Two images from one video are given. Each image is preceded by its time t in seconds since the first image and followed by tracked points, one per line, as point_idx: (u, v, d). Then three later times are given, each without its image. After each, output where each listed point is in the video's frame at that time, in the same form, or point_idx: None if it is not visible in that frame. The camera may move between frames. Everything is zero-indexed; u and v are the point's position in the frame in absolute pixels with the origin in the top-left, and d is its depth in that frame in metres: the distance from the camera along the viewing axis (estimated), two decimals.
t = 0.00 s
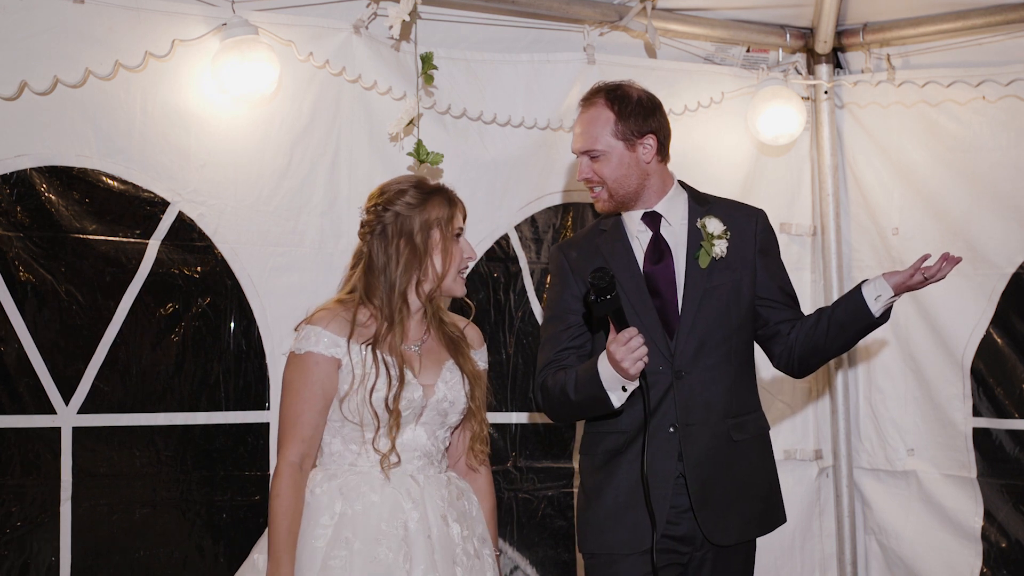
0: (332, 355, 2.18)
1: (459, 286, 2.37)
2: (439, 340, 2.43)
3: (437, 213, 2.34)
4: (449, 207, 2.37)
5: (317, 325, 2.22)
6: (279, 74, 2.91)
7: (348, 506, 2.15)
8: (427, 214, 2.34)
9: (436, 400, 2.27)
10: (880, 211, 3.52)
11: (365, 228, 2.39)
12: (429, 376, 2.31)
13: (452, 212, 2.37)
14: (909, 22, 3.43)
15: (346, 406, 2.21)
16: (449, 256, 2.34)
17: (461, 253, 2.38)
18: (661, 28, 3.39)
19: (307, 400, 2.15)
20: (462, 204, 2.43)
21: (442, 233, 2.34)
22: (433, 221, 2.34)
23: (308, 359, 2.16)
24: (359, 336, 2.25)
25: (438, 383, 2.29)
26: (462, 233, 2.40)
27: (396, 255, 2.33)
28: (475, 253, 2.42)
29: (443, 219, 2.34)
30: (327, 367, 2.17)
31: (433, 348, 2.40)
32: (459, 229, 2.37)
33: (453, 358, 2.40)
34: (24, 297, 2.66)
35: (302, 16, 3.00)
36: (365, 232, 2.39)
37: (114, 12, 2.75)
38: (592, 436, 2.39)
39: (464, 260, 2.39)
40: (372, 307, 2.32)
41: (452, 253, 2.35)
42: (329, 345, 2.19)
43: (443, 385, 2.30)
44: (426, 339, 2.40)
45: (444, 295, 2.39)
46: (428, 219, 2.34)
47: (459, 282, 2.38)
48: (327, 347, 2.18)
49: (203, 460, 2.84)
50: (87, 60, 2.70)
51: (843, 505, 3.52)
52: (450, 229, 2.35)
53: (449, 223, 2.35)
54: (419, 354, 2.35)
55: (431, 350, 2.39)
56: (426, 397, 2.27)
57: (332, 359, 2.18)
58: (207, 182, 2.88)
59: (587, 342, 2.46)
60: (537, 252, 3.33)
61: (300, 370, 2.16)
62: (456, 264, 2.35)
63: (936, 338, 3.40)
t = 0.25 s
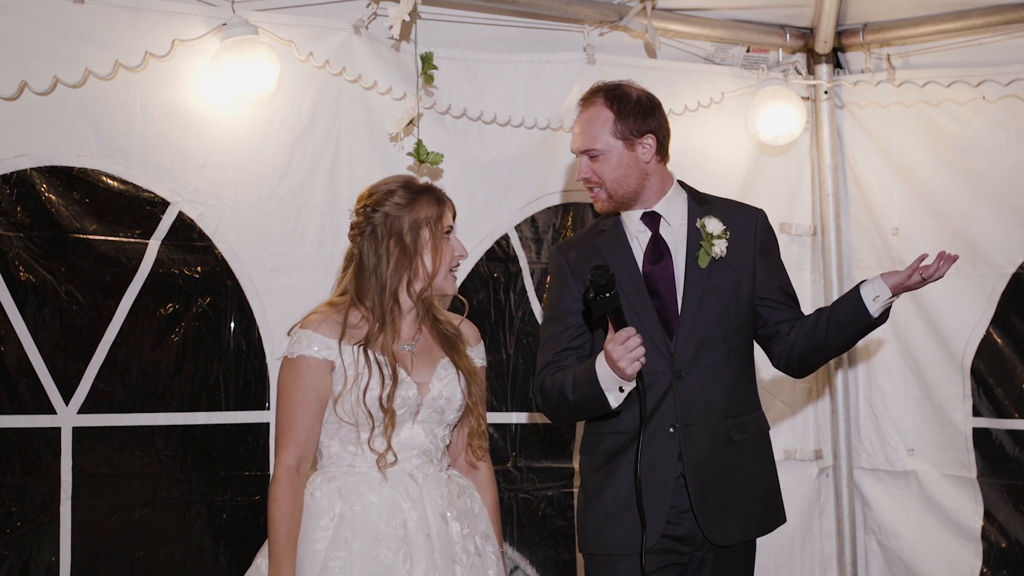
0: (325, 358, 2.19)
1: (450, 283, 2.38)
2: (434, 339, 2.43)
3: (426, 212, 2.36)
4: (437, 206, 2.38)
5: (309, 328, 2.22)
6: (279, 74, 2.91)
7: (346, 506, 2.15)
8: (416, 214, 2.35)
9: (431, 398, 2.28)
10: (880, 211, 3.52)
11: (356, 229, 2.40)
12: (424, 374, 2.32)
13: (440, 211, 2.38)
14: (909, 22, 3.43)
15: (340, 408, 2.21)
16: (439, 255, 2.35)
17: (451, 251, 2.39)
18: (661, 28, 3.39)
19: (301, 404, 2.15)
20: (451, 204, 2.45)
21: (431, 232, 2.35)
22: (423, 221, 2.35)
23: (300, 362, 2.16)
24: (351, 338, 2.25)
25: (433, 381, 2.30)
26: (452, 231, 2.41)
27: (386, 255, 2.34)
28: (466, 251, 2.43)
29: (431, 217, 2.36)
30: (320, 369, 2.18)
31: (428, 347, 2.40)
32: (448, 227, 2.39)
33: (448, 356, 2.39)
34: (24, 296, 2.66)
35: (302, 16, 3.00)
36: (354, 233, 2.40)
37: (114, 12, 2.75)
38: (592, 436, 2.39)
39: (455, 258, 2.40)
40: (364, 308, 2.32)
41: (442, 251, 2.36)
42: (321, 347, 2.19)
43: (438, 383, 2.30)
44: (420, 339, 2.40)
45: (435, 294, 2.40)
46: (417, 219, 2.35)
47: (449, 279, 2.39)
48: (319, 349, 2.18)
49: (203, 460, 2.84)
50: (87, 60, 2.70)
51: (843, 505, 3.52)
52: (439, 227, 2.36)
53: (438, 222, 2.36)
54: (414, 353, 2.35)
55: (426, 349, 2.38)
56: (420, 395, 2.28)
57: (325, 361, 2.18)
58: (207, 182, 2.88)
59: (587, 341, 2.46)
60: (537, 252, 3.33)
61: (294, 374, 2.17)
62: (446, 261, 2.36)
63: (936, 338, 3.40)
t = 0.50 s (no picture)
0: (322, 360, 2.19)
1: (447, 283, 2.37)
2: (432, 339, 2.42)
3: (422, 212, 2.35)
4: (433, 206, 2.37)
5: (305, 331, 2.22)
6: (279, 74, 2.90)
7: (345, 507, 2.15)
8: (411, 215, 2.34)
9: (429, 398, 2.27)
10: (880, 211, 3.52)
11: (351, 230, 2.39)
12: (422, 375, 2.32)
13: (436, 211, 2.37)
14: (909, 22, 3.43)
15: (338, 410, 2.21)
16: (435, 256, 2.35)
17: (447, 252, 2.39)
18: (661, 28, 3.39)
19: (298, 407, 2.15)
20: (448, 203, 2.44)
21: (427, 232, 2.35)
22: (418, 221, 2.35)
23: (297, 365, 2.16)
24: (348, 339, 2.25)
25: (430, 381, 2.30)
26: (448, 231, 2.41)
27: (382, 256, 2.34)
28: (461, 251, 2.43)
29: (428, 217, 2.35)
30: (317, 371, 2.18)
31: (425, 347, 2.40)
32: (445, 227, 2.38)
33: (445, 356, 2.39)
34: (24, 296, 2.66)
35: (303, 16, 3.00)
36: (350, 234, 2.40)
37: (114, 12, 2.74)
38: (592, 437, 2.39)
39: (451, 258, 2.39)
40: (360, 310, 2.32)
41: (438, 252, 2.35)
42: (318, 349, 2.19)
43: (435, 382, 2.30)
44: (417, 339, 2.40)
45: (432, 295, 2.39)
46: (413, 219, 2.34)
47: (446, 279, 2.37)
48: (315, 351, 2.18)
49: (203, 460, 2.84)
50: (87, 60, 2.70)
51: (843, 505, 3.52)
52: (436, 227, 2.36)
53: (434, 221, 2.36)
54: (411, 354, 2.35)
55: (423, 350, 2.38)
56: (418, 395, 2.27)
57: (322, 363, 2.18)
58: (207, 182, 2.87)
59: (586, 341, 2.46)
60: (537, 252, 3.33)
61: (291, 376, 2.17)
62: (443, 262, 2.36)
63: (935, 338, 3.40)
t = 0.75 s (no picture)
0: (320, 361, 2.19)
1: (445, 283, 2.37)
2: (429, 338, 2.43)
3: (418, 212, 2.35)
4: (429, 206, 2.37)
5: (303, 332, 2.23)
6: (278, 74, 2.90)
7: (345, 508, 2.15)
8: (408, 215, 2.34)
9: (428, 398, 2.28)
10: (880, 211, 3.52)
11: (348, 232, 2.39)
12: (421, 374, 2.31)
13: (433, 211, 2.37)
14: (909, 22, 3.43)
15: (337, 411, 2.21)
16: (432, 256, 2.34)
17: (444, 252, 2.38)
18: (661, 28, 3.39)
19: (298, 408, 2.16)
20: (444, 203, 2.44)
21: (424, 233, 2.34)
22: (414, 222, 2.35)
23: (295, 366, 2.17)
24: (347, 340, 2.26)
25: (429, 380, 2.30)
26: (445, 231, 2.40)
27: (379, 257, 2.34)
28: (459, 251, 2.42)
29: (424, 218, 2.35)
30: (316, 373, 2.18)
31: (424, 346, 2.40)
32: (441, 227, 2.38)
33: (443, 355, 2.39)
34: (24, 296, 2.66)
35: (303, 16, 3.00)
36: (347, 236, 2.40)
37: (113, 12, 2.74)
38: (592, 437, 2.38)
39: (449, 258, 2.39)
40: (358, 311, 2.32)
41: (435, 252, 2.35)
42: (316, 351, 2.20)
43: (434, 382, 2.30)
44: (415, 339, 2.40)
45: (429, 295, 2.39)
46: (409, 220, 2.34)
47: (444, 279, 2.37)
48: (314, 353, 2.19)
49: (203, 460, 2.84)
50: (87, 60, 2.70)
51: (843, 505, 3.52)
52: (432, 228, 2.35)
53: (430, 222, 2.35)
54: (410, 354, 2.35)
55: (422, 349, 2.38)
56: (417, 395, 2.27)
57: (320, 364, 2.19)
58: (207, 182, 2.88)
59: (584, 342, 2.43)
60: (537, 252, 3.33)
61: (289, 378, 2.17)
62: (440, 262, 2.35)
63: (936, 338, 3.40)
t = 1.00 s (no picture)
0: (319, 363, 2.19)
1: (443, 285, 2.37)
2: (428, 338, 2.43)
3: (415, 215, 2.34)
4: (427, 209, 2.36)
5: (302, 335, 2.23)
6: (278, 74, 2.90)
7: (345, 509, 2.15)
8: (405, 217, 2.34)
9: (427, 399, 2.27)
10: (880, 212, 3.52)
11: (346, 231, 2.39)
12: (420, 375, 2.31)
13: (430, 214, 2.36)
14: (909, 22, 3.43)
15: (336, 413, 2.21)
16: (428, 259, 2.34)
17: (442, 254, 2.37)
18: (661, 28, 3.39)
19: (297, 410, 2.16)
20: (444, 204, 2.42)
21: (421, 235, 2.34)
22: (411, 224, 2.34)
23: (294, 368, 2.17)
24: (346, 341, 2.26)
25: (429, 381, 2.30)
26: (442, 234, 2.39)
27: (376, 258, 2.34)
28: (458, 253, 2.41)
29: (421, 220, 2.34)
30: (314, 375, 2.18)
31: (423, 346, 2.40)
32: (438, 230, 2.36)
33: (443, 355, 2.39)
34: (24, 296, 2.66)
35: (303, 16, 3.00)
36: (345, 236, 2.40)
37: (113, 12, 2.74)
38: (594, 439, 2.37)
39: (447, 260, 2.38)
40: (356, 313, 2.32)
41: (432, 255, 2.34)
42: (315, 353, 2.19)
43: (433, 383, 2.30)
44: (415, 339, 2.40)
45: (427, 296, 2.38)
46: (406, 222, 2.34)
47: (441, 281, 2.37)
48: (313, 355, 2.19)
49: (203, 460, 2.84)
50: (87, 60, 2.70)
51: (843, 505, 3.52)
52: (429, 230, 2.34)
53: (427, 224, 2.34)
54: (410, 354, 2.35)
55: (421, 349, 2.38)
56: (416, 396, 2.27)
57: (319, 366, 2.19)
58: (207, 182, 2.87)
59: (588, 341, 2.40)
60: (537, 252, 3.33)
61: (288, 380, 2.17)
62: (438, 264, 2.35)
63: (935, 338, 3.40)
